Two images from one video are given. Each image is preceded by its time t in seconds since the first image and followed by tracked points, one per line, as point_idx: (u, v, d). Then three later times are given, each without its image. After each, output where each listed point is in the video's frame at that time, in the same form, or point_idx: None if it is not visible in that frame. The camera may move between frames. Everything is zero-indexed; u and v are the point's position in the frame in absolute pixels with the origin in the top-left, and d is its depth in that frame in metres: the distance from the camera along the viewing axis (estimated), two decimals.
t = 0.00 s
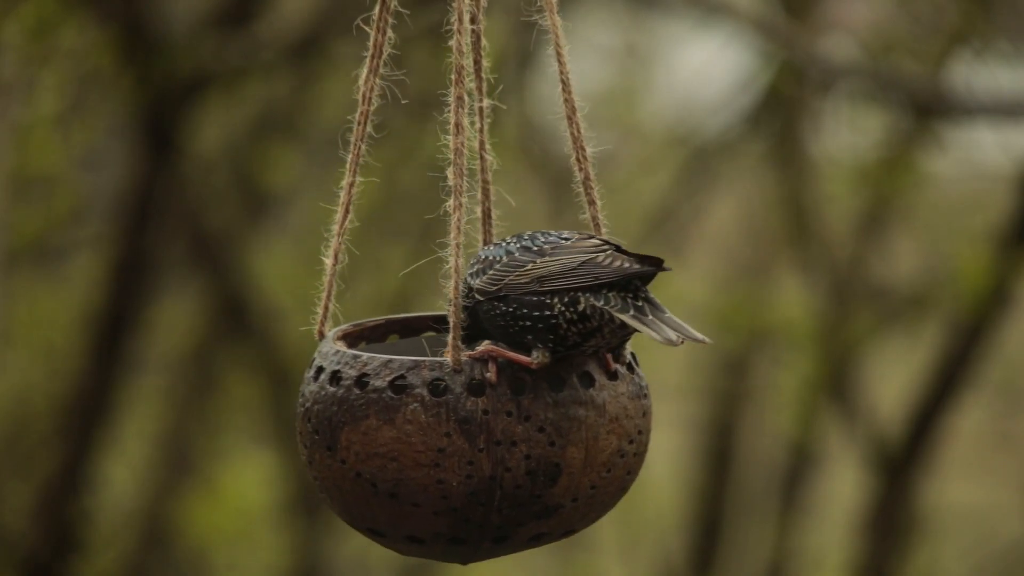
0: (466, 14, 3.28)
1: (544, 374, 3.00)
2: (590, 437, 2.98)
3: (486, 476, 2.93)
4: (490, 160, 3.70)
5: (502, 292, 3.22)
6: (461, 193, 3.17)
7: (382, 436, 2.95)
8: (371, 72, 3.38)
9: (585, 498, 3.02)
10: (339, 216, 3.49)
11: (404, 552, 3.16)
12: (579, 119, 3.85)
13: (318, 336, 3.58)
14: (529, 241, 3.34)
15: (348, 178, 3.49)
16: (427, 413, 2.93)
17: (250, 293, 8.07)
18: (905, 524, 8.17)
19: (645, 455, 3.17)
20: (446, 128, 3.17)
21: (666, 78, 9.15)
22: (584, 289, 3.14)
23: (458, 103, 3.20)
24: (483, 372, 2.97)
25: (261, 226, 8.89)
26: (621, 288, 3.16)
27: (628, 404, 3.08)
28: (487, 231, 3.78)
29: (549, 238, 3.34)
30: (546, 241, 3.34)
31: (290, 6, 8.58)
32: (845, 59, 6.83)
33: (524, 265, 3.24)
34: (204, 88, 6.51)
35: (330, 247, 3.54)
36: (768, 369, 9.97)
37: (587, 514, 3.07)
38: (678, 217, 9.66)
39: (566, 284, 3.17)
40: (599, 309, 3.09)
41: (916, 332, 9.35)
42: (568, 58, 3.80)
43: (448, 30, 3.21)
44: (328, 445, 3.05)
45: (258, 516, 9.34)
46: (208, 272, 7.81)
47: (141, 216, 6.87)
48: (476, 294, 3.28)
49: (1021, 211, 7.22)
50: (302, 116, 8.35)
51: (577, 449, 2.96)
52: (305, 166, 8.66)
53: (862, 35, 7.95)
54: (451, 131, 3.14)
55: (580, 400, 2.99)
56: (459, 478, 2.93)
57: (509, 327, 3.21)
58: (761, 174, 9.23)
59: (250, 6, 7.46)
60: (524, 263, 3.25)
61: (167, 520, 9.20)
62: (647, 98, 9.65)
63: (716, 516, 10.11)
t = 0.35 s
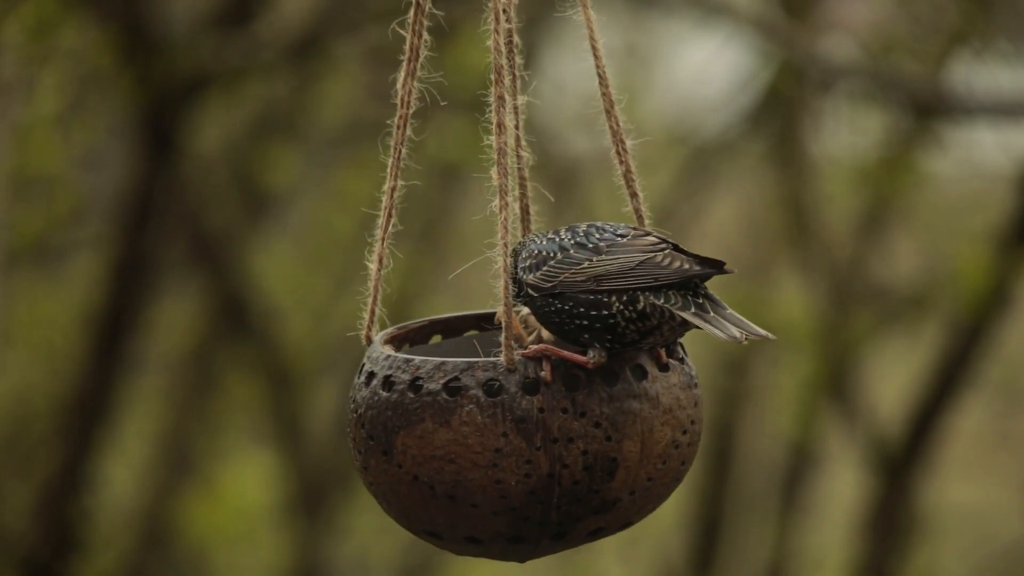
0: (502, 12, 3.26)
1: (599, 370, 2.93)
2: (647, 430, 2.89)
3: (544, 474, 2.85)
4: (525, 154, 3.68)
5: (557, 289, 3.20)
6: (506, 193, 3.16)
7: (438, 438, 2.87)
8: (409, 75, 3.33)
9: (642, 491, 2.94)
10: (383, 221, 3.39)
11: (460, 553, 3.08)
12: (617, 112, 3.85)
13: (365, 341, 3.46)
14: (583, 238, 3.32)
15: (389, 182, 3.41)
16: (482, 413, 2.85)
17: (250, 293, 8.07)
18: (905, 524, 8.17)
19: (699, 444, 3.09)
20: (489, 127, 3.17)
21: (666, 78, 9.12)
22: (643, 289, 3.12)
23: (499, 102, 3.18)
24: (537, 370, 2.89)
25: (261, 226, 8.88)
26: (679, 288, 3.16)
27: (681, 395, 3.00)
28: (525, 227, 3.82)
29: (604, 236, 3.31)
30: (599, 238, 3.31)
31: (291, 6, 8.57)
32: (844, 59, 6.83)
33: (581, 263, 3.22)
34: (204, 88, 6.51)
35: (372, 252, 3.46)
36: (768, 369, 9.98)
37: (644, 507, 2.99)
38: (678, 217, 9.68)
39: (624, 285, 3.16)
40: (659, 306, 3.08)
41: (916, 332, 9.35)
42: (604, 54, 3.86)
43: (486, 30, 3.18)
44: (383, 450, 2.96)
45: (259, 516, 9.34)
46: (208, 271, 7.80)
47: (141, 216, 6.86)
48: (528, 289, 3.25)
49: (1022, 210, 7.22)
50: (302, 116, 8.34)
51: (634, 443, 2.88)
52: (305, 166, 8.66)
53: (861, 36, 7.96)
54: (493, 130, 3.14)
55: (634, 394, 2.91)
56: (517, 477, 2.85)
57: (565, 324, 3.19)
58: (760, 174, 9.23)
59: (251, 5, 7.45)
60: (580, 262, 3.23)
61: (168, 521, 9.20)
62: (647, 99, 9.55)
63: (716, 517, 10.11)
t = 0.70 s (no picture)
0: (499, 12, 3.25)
1: (590, 372, 2.99)
2: (636, 431, 2.96)
3: (534, 474, 2.90)
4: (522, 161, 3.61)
5: (548, 289, 3.31)
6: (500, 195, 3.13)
7: (428, 438, 2.91)
8: (404, 75, 3.35)
9: (630, 492, 3.00)
10: (375, 220, 3.45)
11: (447, 552, 3.13)
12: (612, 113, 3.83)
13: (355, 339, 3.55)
14: (575, 240, 3.47)
15: (383, 182, 3.46)
16: (473, 413, 2.90)
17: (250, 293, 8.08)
18: (905, 524, 8.17)
19: (685, 446, 3.15)
20: (483, 128, 3.13)
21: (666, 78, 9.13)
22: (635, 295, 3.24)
23: (494, 102, 3.14)
24: (529, 371, 2.95)
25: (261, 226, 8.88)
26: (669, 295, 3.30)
27: (670, 397, 3.06)
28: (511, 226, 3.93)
29: (597, 240, 3.47)
30: (590, 242, 3.46)
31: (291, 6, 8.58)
32: (843, 59, 6.82)
33: (572, 266, 3.36)
34: (204, 88, 6.51)
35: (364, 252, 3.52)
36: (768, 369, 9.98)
37: (630, 508, 3.05)
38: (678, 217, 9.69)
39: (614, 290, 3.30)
40: (648, 311, 3.20)
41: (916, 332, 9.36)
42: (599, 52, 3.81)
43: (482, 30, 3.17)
44: (373, 449, 2.99)
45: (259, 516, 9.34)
46: (208, 271, 7.80)
47: (141, 216, 6.87)
48: (518, 289, 3.35)
49: (1022, 210, 7.22)
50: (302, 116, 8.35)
51: (623, 444, 2.94)
52: (306, 166, 8.67)
53: (861, 35, 7.96)
54: (489, 131, 3.10)
55: (624, 395, 2.97)
56: (507, 477, 2.90)
57: (553, 323, 3.32)
58: (760, 172, 9.23)
59: (251, 5, 7.46)
60: (571, 264, 3.36)
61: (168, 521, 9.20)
62: (647, 99, 9.59)
63: (716, 517, 10.12)
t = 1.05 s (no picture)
0: (459, 13, 3.28)
1: (526, 380, 3.03)
2: (567, 440, 3.00)
3: (463, 476, 2.94)
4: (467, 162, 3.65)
5: (491, 296, 3.33)
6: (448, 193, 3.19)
7: (361, 434, 2.95)
8: (359, 69, 3.38)
9: (557, 501, 3.04)
10: (320, 212, 3.48)
11: (372, 550, 3.16)
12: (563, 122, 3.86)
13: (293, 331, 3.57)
14: (526, 251, 3.48)
15: (331, 175, 3.50)
16: (407, 412, 2.94)
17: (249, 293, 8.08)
18: (905, 524, 8.17)
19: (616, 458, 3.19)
20: (436, 127, 3.17)
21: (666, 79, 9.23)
22: (580, 315, 3.23)
23: (448, 103, 3.19)
24: (465, 373, 2.99)
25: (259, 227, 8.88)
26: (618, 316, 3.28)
27: (604, 408, 3.11)
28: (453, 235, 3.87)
29: (547, 254, 3.48)
30: (540, 256, 3.47)
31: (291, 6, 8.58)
32: (844, 58, 6.82)
33: (519, 278, 3.37)
34: (204, 88, 6.51)
35: (308, 244, 3.55)
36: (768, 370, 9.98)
37: (557, 516, 3.09)
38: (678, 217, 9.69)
39: (558, 307, 3.29)
40: (592, 332, 3.19)
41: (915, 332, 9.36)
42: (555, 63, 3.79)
43: (440, 29, 3.21)
44: (304, 442, 3.03)
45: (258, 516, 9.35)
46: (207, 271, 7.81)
47: (141, 216, 6.87)
48: (462, 291, 3.38)
49: (1021, 210, 7.22)
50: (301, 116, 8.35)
51: (553, 452, 2.98)
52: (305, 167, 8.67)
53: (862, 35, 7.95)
54: (442, 130, 3.15)
55: (558, 403, 3.02)
56: (436, 478, 2.94)
57: (492, 329, 3.33)
58: (761, 172, 9.23)
59: (251, 5, 7.46)
60: (519, 275, 3.38)
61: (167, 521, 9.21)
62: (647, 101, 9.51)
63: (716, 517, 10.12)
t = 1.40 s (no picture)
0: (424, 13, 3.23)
1: (472, 381, 2.91)
2: (509, 444, 2.87)
3: (403, 475, 2.81)
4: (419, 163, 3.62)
5: (435, 292, 3.17)
6: (402, 191, 3.09)
7: (303, 426, 2.83)
8: (320, 63, 3.35)
9: (496, 505, 2.91)
10: (272, 205, 3.45)
11: (308, 546, 3.04)
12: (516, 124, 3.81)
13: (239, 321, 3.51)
14: (471, 248, 3.33)
15: (284, 167, 3.44)
16: (350, 407, 2.82)
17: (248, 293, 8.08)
18: (905, 524, 8.17)
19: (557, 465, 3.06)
20: (393, 125, 3.12)
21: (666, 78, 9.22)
22: (527, 313, 3.11)
23: (407, 101, 3.13)
24: (410, 372, 2.87)
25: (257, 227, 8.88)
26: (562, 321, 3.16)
27: (546, 414, 2.98)
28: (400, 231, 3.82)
29: (492, 251, 3.33)
30: (485, 253, 3.32)
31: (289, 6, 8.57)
32: (845, 58, 6.82)
33: (464, 274, 3.22)
34: (204, 88, 6.50)
35: (258, 235, 3.50)
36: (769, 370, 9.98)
37: (494, 521, 2.97)
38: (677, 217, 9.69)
39: (506, 305, 3.16)
40: (539, 331, 3.07)
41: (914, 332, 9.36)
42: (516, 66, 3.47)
43: (404, 26, 3.16)
44: (244, 432, 2.90)
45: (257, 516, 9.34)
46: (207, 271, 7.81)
47: (140, 215, 6.87)
48: (405, 285, 3.21)
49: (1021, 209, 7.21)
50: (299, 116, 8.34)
51: (495, 455, 2.85)
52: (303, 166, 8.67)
53: (862, 35, 7.96)
54: (400, 129, 3.09)
55: (502, 406, 2.89)
56: (376, 476, 2.81)
57: (435, 327, 3.17)
58: (761, 173, 9.24)
59: (250, 5, 7.45)
60: (464, 272, 3.23)
61: (167, 521, 9.21)
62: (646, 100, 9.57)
63: (716, 517, 10.12)
